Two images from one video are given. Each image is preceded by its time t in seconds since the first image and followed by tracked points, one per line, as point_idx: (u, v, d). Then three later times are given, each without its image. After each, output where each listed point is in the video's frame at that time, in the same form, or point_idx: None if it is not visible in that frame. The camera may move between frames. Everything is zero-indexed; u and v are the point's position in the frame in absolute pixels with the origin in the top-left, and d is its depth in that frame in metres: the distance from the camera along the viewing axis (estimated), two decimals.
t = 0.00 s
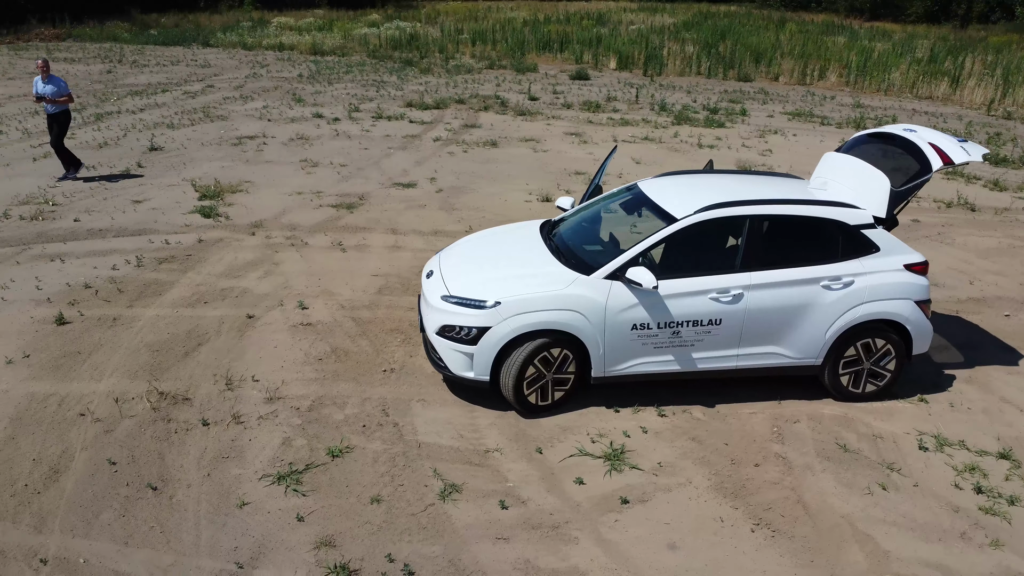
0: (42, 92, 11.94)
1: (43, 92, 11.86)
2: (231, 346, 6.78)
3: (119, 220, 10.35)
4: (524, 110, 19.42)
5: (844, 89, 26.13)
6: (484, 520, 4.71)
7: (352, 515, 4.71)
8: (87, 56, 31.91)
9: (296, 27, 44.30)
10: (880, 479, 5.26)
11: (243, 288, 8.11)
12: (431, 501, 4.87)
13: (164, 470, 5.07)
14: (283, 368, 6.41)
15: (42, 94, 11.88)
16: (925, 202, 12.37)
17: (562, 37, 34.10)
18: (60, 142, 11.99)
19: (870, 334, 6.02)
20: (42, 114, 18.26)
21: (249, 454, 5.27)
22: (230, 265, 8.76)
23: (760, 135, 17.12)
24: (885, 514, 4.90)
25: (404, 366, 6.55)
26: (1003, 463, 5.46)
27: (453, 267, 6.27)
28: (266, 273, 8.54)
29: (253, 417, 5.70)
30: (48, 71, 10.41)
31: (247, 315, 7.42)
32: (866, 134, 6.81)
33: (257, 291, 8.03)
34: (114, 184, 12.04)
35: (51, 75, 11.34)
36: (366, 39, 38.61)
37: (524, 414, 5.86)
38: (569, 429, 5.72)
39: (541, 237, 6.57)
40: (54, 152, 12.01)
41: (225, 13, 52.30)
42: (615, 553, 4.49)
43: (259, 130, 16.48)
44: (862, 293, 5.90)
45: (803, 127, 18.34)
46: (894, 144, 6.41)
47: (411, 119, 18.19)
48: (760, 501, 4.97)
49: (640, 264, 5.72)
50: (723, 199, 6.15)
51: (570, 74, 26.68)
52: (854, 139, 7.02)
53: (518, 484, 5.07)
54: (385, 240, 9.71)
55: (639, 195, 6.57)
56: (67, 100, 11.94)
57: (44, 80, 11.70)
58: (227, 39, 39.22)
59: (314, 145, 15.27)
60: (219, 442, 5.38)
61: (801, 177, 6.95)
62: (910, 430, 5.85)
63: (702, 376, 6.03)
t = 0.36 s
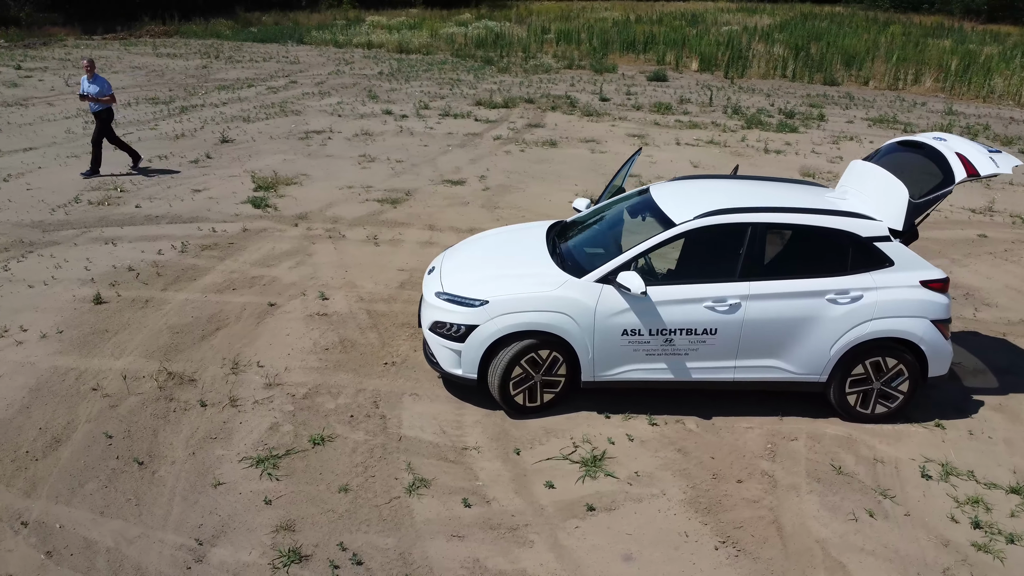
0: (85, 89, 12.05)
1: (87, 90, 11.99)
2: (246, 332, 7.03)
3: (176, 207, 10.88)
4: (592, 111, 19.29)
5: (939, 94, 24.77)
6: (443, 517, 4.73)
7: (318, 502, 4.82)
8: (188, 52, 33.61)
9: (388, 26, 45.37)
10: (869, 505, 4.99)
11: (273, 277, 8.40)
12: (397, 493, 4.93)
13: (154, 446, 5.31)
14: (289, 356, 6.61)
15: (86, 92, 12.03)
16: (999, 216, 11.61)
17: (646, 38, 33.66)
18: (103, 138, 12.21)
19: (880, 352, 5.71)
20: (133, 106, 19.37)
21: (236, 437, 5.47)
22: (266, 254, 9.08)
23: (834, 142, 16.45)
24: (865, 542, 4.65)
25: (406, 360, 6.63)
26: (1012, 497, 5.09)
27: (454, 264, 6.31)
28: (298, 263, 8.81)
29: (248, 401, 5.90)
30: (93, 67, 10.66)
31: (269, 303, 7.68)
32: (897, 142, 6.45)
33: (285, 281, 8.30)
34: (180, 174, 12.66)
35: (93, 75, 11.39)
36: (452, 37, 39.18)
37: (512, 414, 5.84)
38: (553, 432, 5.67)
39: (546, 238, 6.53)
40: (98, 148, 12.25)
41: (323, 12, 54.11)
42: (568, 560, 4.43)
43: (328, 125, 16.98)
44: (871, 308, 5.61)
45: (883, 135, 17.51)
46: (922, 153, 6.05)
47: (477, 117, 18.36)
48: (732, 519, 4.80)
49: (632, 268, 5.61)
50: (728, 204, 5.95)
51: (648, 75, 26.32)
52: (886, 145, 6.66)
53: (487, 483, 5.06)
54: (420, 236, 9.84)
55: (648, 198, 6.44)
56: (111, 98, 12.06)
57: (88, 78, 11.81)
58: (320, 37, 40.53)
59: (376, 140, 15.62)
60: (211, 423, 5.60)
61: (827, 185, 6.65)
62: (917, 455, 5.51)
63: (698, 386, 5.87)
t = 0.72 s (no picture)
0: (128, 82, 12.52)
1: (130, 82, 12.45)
2: (263, 318, 7.28)
3: (230, 197, 11.35)
4: (660, 113, 18.98)
5: None
6: (404, 508, 4.78)
7: (287, 486, 4.95)
8: (281, 50, 34.94)
9: (477, 26, 45.93)
10: (849, 530, 4.74)
11: (303, 267, 8.65)
12: (365, 483, 5.00)
13: (149, 422, 5.57)
14: (297, 343, 6.80)
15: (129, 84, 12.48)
16: None
17: (734, 41, 32.88)
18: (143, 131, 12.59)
19: (884, 372, 5.41)
20: (217, 100, 20.30)
21: (228, 418, 5.67)
22: (302, 245, 9.36)
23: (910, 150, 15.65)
24: (834, 568, 4.42)
25: (408, 354, 6.72)
26: (1012, 534, 4.72)
27: (454, 260, 6.34)
28: (330, 255, 9.04)
29: (248, 385, 6.11)
30: (133, 63, 10.98)
31: (293, 292, 7.92)
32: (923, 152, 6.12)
33: (313, 272, 8.53)
34: (243, 167, 13.21)
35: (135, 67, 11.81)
36: (538, 38, 39.28)
37: (498, 413, 5.84)
38: (535, 432, 5.63)
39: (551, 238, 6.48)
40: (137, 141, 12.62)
41: (417, 12, 55.21)
42: (517, 561, 4.40)
43: (394, 122, 17.34)
44: (874, 323, 5.33)
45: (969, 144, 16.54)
46: (945, 163, 5.72)
47: (542, 118, 18.36)
48: (697, 533, 4.65)
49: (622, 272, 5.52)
50: (730, 210, 5.78)
51: (729, 78, 25.69)
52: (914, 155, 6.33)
53: (456, 478, 5.08)
54: (455, 233, 9.94)
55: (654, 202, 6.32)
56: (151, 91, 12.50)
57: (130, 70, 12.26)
58: (409, 37, 41.37)
59: (437, 139, 15.84)
60: (208, 403, 5.84)
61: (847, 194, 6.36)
62: (917, 483, 5.19)
63: (690, 396, 5.70)
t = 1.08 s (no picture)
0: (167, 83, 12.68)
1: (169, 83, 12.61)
2: (285, 307, 7.54)
3: (286, 190, 11.77)
4: (733, 118, 18.51)
5: None
6: (371, 496, 4.87)
7: (266, 466, 5.12)
8: (371, 50, 35.87)
9: (567, 28, 45.91)
10: (821, 553, 4.53)
11: (336, 259, 8.90)
12: (340, 469, 5.13)
13: (155, 398, 5.87)
14: (311, 332, 7.02)
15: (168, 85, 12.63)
16: None
17: (828, 46, 31.69)
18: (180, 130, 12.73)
19: (884, 391, 5.14)
20: (299, 97, 21.08)
21: (228, 398, 5.91)
22: (341, 238, 9.62)
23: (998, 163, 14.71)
24: None
25: (414, 347, 6.82)
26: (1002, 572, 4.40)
27: (457, 257, 6.40)
28: (365, 248, 9.26)
29: (254, 368, 6.35)
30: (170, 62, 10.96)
31: (320, 283, 8.17)
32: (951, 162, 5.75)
33: (345, 264, 8.76)
34: (305, 161, 13.68)
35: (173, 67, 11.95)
36: (625, 41, 38.91)
37: (487, 410, 5.86)
38: (519, 432, 5.62)
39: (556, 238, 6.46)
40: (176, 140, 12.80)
41: (510, 14, 55.59)
42: (468, 557, 4.41)
43: (461, 122, 17.57)
44: (873, 340, 5.06)
45: None
46: (968, 174, 5.37)
47: (610, 120, 18.19)
48: (658, 543, 4.54)
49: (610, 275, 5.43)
50: (730, 215, 5.61)
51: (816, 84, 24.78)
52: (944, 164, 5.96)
53: (428, 471, 5.13)
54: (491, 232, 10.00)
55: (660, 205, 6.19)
56: (189, 91, 12.62)
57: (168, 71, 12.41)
58: (498, 38, 41.78)
59: (499, 139, 15.95)
60: (213, 383, 6.10)
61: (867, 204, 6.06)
62: (909, 510, 4.91)
63: (680, 405, 5.57)
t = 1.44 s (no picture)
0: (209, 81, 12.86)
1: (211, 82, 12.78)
2: (308, 296, 7.81)
3: (339, 185, 12.14)
4: (808, 125, 17.89)
5: None
6: (341, 480, 5.01)
7: (251, 445, 5.34)
8: (457, 51, 36.42)
9: (656, 32, 45.30)
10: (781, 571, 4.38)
11: (369, 252, 9.13)
12: (319, 452, 5.29)
13: (167, 375, 6.20)
14: (325, 320, 7.24)
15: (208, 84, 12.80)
16: None
17: (927, 52, 30.16)
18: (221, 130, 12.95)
19: (873, 409, 4.92)
20: (375, 96, 21.64)
21: (232, 379, 6.18)
22: (379, 232, 9.86)
23: None
24: None
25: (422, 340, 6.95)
26: None
27: (462, 253, 6.50)
28: (399, 243, 9.46)
29: (264, 353, 6.61)
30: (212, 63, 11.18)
31: (348, 274, 8.41)
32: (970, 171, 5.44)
33: (376, 257, 8.98)
34: (364, 158, 14.05)
35: (215, 67, 12.12)
36: (714, 45, 38.10)
37: (476, 405, 5.92)
38: (502, 429, 5.65)
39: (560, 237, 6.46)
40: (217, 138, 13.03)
41: (602, 17, 55.32)
42: (419, 545, 4.48)
43: (525, 123, 17.66)
44: (860, 355, 4.84)
45: None
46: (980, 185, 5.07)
47: (677, 125, 17.89)
48: (613, 547, 4.49)
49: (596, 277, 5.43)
50: (725, 221, 5.49)
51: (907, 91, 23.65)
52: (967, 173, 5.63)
53: (403, 460, 5.23)
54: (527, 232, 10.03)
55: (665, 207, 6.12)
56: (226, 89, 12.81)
57: (210, 70, 12.58)
58: (585, 41, 41.64)
59: (559, 140, 15.94)
60: (222, 365, 6.39)
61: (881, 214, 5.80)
62: (890, 534, 4.68)
63: (664, 411, 5.48)
